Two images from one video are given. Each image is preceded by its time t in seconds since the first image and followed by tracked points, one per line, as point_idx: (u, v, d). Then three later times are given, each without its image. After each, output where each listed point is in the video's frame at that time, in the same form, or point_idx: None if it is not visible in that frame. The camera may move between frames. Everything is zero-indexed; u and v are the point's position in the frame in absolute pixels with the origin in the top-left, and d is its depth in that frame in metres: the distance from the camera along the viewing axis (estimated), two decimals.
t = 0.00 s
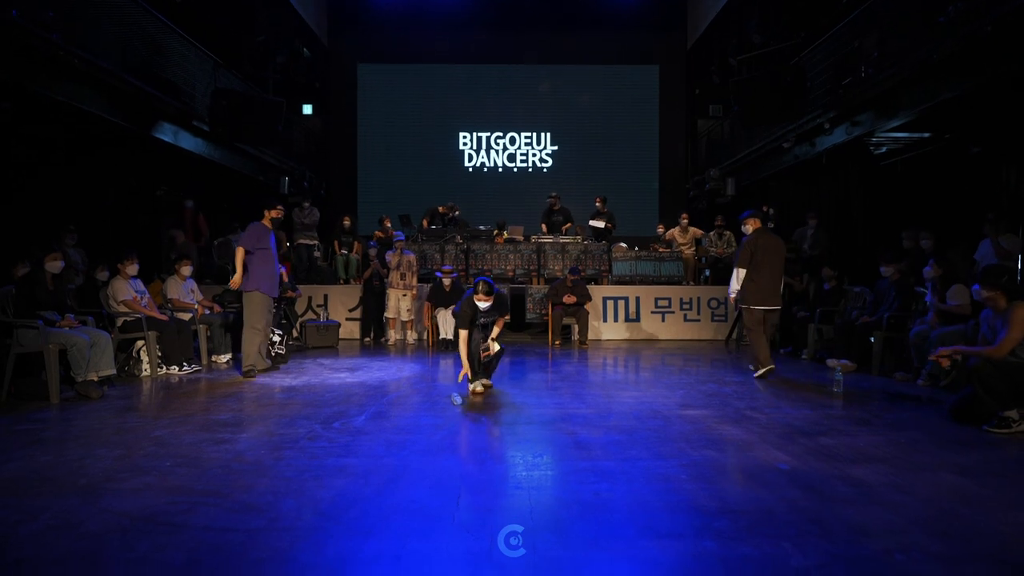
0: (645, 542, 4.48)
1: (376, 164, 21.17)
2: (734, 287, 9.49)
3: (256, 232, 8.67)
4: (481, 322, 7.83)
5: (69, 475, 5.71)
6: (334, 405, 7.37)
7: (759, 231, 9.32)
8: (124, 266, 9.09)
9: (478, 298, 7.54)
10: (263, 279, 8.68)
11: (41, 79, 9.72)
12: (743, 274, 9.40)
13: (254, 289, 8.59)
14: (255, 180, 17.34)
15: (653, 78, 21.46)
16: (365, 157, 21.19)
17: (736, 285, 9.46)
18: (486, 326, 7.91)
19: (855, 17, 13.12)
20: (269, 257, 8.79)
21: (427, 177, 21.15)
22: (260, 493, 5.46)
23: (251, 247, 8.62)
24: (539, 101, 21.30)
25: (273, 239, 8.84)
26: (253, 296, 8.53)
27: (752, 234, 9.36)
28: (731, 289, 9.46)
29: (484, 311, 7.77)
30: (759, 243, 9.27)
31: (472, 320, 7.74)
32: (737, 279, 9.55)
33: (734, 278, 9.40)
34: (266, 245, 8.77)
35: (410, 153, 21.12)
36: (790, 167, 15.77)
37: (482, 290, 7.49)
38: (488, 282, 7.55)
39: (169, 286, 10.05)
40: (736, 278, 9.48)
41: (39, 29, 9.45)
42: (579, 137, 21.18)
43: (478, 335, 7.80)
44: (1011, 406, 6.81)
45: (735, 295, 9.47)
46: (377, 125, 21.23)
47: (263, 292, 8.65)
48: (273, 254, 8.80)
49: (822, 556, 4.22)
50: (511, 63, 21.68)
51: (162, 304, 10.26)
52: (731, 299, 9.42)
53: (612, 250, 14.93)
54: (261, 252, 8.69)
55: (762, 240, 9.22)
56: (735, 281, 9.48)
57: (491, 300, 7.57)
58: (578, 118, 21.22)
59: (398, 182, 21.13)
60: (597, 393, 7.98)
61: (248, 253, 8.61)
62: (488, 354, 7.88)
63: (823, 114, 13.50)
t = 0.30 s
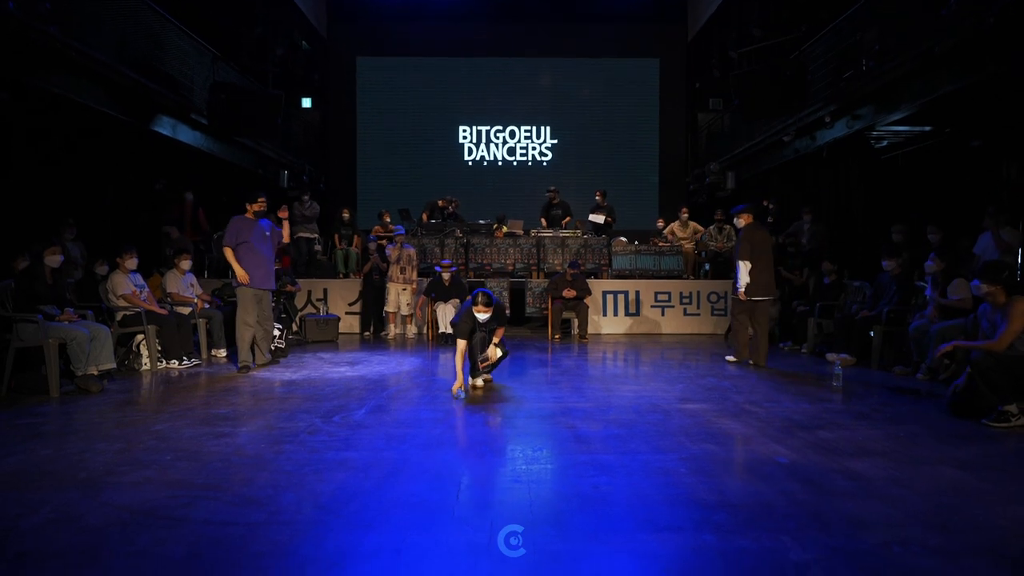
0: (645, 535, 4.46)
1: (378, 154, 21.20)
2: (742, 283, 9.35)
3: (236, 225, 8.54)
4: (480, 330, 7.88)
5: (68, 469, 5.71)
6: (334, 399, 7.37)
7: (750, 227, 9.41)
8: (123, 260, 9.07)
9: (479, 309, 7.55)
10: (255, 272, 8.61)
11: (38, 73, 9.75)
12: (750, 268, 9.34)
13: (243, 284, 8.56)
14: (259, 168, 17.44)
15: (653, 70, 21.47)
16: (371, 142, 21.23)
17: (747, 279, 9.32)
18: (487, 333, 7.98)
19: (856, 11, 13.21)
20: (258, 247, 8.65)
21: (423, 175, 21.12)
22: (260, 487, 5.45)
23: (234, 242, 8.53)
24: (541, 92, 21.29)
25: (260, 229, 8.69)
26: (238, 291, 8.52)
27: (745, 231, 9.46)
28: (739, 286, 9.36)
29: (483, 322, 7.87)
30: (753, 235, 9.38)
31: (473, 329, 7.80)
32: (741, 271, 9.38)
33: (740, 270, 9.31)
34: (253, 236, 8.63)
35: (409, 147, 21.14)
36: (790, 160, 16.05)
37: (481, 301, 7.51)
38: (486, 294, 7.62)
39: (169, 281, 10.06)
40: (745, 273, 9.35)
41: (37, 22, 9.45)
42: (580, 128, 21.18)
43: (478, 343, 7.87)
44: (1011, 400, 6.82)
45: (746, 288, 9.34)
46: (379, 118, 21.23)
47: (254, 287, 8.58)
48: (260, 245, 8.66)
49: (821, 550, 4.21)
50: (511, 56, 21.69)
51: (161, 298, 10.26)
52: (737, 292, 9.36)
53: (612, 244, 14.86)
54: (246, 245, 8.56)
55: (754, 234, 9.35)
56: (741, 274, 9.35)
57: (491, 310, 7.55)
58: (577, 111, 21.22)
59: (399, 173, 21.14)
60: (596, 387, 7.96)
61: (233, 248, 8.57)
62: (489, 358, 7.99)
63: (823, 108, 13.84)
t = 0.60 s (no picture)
0: (645, 533, 4.45)
1: (378, 151, 21.18)
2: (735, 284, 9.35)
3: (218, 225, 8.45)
4: (480, 327, 7.84)
5: (69, 467, 5.70)
6: (334, 398, 7.35)
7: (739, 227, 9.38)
8: (122, 259, 9.06)
9: (479, 306, 7.50)
10: (242, 272, 8.50)
11: (37, 71, 9.74)
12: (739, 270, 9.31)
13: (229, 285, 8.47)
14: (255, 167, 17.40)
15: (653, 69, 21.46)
16: (370, 139, 21.20)
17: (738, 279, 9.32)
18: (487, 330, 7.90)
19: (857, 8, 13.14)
20: (244, 247, 8.52)
21: (422, 173, 21.10)
22: (260, 486, 5.43)
23: (217, 243, 8.45)
24: (541, 90, 21.29)
25: (245, 227, 8.53)
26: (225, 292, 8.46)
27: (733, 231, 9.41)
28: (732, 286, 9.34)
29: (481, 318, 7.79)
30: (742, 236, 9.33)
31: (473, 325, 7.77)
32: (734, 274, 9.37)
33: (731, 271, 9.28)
34: (237, 235, 8.50)
35: (409, 146, 21.15)
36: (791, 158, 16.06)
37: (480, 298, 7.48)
38: (488, 290, 7.59)
39: (168, 279, 10.04)
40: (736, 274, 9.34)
41: (36, 21, 9.45)
42: (579, 127, 21.17)
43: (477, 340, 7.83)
44: (1012, 398, 6.81)
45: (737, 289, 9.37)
46: (377, 116, 21.20)
47: (240, 288, 8.47)
48: (245, 244, 8.52)
49: (821, 548, 4.20)
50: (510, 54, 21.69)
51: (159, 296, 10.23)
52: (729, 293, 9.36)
53: (613, 242, 14.89)
54: (229, 245, 8.45)
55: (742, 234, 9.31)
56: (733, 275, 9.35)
57: (492, 308, 7.53)
58: (575, 108, 21.21)
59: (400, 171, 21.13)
60: (596, 386, 7.94)
61: (220, 250, 8.50)
62: (489, 357, 7.87)
63: (824, 106, 13.85)
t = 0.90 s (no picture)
0: None
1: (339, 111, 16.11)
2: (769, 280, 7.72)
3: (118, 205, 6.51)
4: (470, 337, 6.21)
5: None
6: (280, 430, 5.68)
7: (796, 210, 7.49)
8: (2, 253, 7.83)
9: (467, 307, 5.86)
10: (150, 267, 6.53)
11: None
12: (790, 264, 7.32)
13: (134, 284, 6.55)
14: (181, 133, 14.39)
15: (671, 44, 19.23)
16: (325, 94, 16.08)
17: (786, 275, 7.37)
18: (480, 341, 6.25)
19: None
20: (151, 236, 6.53)
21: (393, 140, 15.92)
22: (182, 545, 3.89)
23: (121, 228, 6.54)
24: (549, 34, 15.99)
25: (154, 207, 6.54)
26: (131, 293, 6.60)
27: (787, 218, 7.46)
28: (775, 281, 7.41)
29: (469, 323, 6.14)
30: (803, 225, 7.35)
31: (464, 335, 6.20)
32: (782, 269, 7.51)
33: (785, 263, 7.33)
34: (143, 219, 6.52)
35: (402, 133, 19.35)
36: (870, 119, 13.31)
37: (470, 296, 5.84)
38: (479, 284, 5.92)
39: (66, 278, 8.60)
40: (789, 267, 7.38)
41: None
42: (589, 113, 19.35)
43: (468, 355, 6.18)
44: None
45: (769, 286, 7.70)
46: (336, 64, 16.07)
47: (146, 288, 6.51)
48: (154, 230, 6.54)
49: None
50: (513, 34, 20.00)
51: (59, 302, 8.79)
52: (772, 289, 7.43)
53: (641, 230, 11.84)
54: (134, 231, 6.51)
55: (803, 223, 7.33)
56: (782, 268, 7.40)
57: (486, 311, 5.97)
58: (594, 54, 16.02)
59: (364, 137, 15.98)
60: (619, 414, 6.22)
61: (127, 236, 6.59)
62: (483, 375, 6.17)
63: (914, 54, 11.50)
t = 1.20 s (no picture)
0: None
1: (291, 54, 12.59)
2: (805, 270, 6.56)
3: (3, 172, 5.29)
4: (458, 342, 5.16)
5: None
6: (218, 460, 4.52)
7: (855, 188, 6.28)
8: None
9: (454, 306, 4.79)
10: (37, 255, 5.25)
11: None
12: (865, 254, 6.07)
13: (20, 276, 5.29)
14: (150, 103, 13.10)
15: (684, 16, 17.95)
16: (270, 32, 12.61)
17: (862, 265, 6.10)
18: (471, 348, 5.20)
19: None
20: (43, 214, 5.27)
21: (362, 94, 12.56)
22: None
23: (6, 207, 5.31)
24: None
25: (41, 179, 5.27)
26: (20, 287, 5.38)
27: (844, 198, 6.29)
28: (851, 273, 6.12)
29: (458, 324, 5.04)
30: (869, 206, 6.18)
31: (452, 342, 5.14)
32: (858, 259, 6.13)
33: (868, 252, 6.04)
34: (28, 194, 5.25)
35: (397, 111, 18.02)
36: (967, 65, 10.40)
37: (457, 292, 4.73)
38: (468, 273, 4.76)
39: None
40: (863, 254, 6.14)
41: None
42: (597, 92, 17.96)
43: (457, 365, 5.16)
44: None
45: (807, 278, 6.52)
46: None
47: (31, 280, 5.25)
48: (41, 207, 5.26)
49: None
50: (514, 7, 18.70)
51: None
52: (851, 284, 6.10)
53: (676, 205, 9.53)
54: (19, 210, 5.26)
55: (868, 203, 6.17)
56: (860, 255, 6.10)
57: (477, 309, 4.82)
58: None
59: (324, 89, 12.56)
60: (646, 440, 5.06)
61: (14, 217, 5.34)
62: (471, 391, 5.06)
63: None
